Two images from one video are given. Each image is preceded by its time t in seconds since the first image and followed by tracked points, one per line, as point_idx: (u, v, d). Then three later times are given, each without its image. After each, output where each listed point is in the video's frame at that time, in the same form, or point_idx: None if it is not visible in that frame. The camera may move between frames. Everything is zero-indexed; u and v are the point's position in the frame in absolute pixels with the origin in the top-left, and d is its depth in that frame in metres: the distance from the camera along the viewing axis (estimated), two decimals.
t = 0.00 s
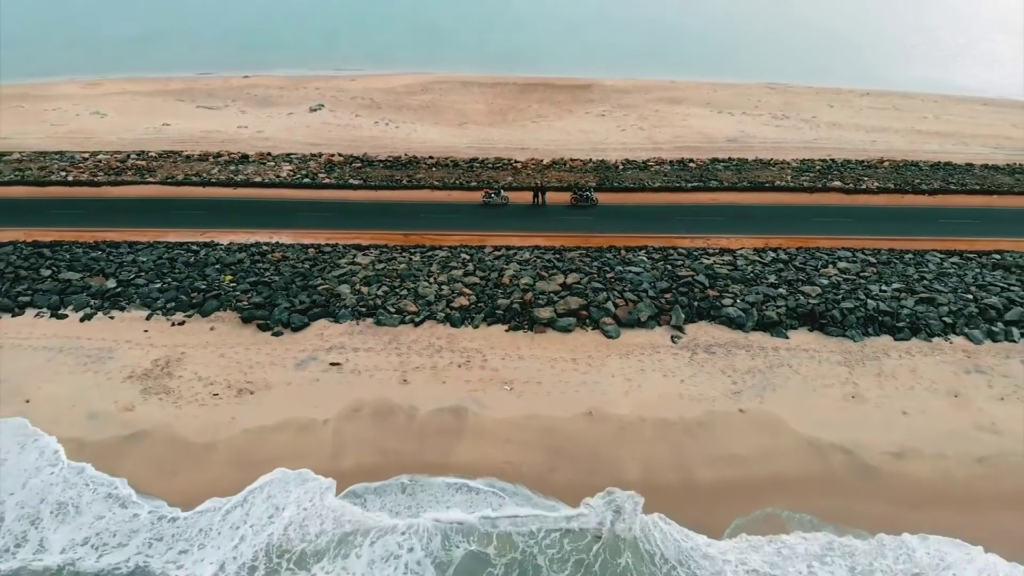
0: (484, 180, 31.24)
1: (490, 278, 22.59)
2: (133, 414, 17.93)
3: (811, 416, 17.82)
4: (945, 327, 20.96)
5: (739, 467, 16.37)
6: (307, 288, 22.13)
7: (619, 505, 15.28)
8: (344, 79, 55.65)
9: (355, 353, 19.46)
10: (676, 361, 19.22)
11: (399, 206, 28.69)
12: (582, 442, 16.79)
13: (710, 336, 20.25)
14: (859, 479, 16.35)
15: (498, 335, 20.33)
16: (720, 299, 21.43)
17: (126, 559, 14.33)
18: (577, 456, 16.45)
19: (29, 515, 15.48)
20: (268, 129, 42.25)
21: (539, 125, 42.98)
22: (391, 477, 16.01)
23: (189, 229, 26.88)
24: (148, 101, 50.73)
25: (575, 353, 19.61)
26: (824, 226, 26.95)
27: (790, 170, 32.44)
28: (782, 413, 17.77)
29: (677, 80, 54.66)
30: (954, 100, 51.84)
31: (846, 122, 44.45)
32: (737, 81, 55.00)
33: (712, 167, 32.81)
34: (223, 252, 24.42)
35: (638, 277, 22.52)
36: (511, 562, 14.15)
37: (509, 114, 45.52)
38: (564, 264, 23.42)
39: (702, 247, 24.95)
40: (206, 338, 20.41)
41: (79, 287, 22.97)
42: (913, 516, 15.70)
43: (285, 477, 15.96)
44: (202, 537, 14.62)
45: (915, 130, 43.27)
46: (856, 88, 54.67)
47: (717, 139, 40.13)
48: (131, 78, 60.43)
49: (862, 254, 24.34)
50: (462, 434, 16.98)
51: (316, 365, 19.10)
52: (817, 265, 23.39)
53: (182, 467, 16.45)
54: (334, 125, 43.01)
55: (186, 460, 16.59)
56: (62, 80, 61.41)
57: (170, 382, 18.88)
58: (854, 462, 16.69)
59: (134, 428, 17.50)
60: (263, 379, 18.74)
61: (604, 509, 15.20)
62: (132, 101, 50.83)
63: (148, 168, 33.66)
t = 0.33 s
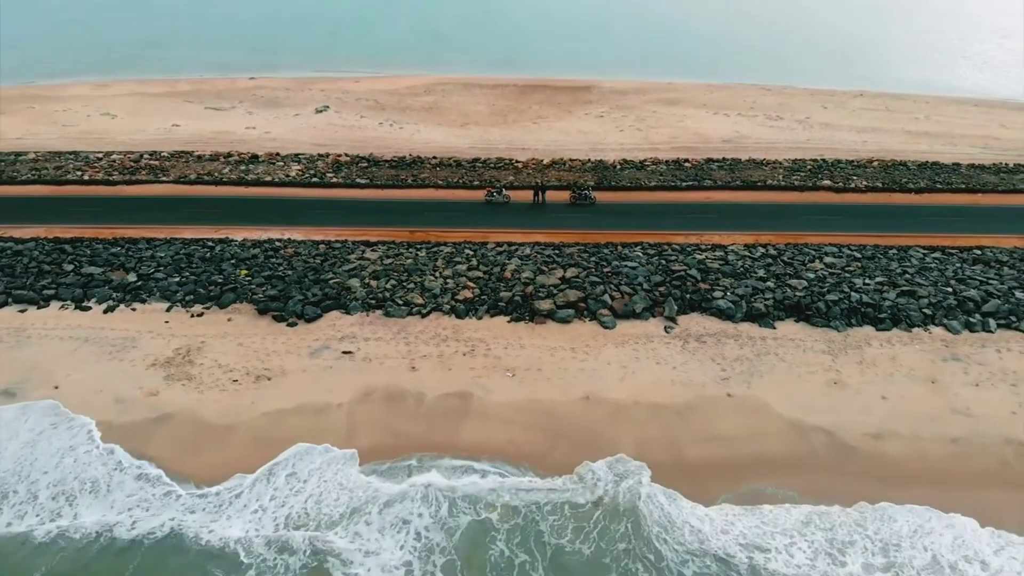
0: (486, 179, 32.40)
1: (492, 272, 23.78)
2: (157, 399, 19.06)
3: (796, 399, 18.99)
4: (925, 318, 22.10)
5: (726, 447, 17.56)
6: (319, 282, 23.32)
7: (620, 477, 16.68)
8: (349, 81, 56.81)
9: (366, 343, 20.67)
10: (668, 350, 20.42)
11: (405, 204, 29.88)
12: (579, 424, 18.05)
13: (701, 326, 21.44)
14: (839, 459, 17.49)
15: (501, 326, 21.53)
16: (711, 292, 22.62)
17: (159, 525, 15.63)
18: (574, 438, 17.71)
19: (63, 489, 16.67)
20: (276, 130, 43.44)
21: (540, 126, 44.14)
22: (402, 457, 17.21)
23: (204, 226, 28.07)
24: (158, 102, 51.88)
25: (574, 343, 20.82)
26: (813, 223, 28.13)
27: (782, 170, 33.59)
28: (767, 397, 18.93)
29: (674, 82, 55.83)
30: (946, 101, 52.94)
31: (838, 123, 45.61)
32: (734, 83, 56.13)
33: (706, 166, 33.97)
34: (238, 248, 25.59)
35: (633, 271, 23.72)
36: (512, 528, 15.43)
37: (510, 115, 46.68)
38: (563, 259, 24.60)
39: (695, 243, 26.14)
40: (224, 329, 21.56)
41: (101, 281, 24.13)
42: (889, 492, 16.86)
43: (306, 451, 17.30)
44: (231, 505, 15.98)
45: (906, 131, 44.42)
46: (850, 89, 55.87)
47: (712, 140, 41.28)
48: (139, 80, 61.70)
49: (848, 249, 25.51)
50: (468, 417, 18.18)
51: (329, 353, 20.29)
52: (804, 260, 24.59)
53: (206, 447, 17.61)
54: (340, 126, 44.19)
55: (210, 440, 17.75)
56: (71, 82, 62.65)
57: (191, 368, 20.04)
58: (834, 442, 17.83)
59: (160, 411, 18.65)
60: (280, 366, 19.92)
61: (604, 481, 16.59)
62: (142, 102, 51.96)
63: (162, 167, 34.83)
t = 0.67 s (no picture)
0: (488, 178, 33.53)
1: (495, 267, 24.96)
2: (179, 384, 20.19)
3: (782, 385, 20.15)
4: (906, 310, 23.26)
5: (715, 429, 18.74)
6: (330, 276, 24.50)
7: (620, 454, 18.05)
8: (352, 82, 57.90)
9: (376, 333, 21.89)
10: (661, 340, 21.62)
11: (410, 202, 31.04)
12: (577, 409, 19.27)
13: (693, 317, 22.63)
14: (821, 440, 18.64)
15: (503, 317, 22.72)
16: (702, 285, 23.80)
17: (189, 498, 17.06)
18: (573, 421, 18.94)
19: (92, 472, 17.82)
20: (282, 131, 44.57)
21: (540, 126, 45.26)
22: (413, 439, 18.49)
23: (218, 223, 29.23)
24: (166, 103, 52.94)
25: (572, 333, 22.01)
26: (802, 221, 29.31)
27: (775, 169, 34.72)
28: (755, 383, 20.10)
29: (672, 83, 56.94)
30: (938, 102, 54.02)
31: (831, 124, 46.75)
32: (730, 83, 57.20)
33: (701, 166, 35.10)
34: (252, 244, 26.76)
35: (629, 266, 24.89)
36: (515, 501, 16.88)
37: (511, 116, 47.81)
38: (562, 254, 25.78)
39: (689, 240, 27.32)
40: (240, 320, 22.72)
41: (121, 275, 25.27)
42: (867, 471, 18.05)
43: (325, 431, 18.65)
44: (257, 481, 17.42)
45: (898, 132, 45.56)
46: (844, 91, 57.03)
47: (708, 140, 42.38)
48: (146, 81, 62.82)
49: (835, 246, 26.70)
50: (473, 402, 19.40)
51: (341, 343, 21.49)
52: (792, 256, 25.79)
53: (227, 429, 18.77)
54: (345, 127, 45.32)
55: (230, 422, 18.91)
56: (79, 83, 63.75)
57: (210, 356, 21.19)
58: (818, 426, 18.94)
59: (181, 396, 19.77)
60: (295, 354, 21.10)
61: (605, 459, 17.98)
62: (150, 104, 53.02)
63: (173, 167, 35.95)
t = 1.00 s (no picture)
0: (490, 177, 34.67)
1: (497, 262, 26.15)
2: (198, 372, 21.35)
3: (770, 373, 21.30)
4: (890, 303, 24.42)
5: (705, 414, 19.91)
6: (340, 271, 25.68)
7: (620, 436, 19.21)
8: (356, 83, 59.03)
9: (385, 325, 23.08)
10: (655, 331, 22.81)
11: (415, 200, 32.21)
12: (575, 395, 20.45)
13: (685, 310, 23.82)
14: (806, 424, 19.80)
15: (505, 310, 23.90)
16: (695, 280, 24.98)
17: (214, 476, 18.25)
18: (571, 407, 20.12)
19: (117, 457, 18.89)
20: (289, 132, 45.73)
21: (540, 127, 46.44)
22: (421, 422, 19.66)
23: (230, 221, 30.39)
24: (174, 104, 54.14)
25: (571, 324, 23.19)
26: (793, 219, 30.50)
27: (767, 169, 35.88)
28: (744, 371, 21.28)
29: (669, 85, 58.08)
30: (929, 103, 55.16)
31: (824, 124, 47.94)
32: (727, 85, 58.37)
33: (697, 166, 36.25)
34: (264, 240, 27.92)
35: (625, 261, 26.06)
36: (518, 479, 18.05)
37: (512, 117, 48.96)
38: (562, 250, 26.96)
39: (683, 237, 28.50)
40: (255, 312, 23.89)
41: (140, 271, 26.41)
42: (848, 454, 19.17)
43: (339, 415, 19.84)
44: (275, 461, 18.59)
45: (889, 132, 46.73)
46: (838, 92, 58.19)
47: (704, 141, 43.53)
48: (153, 83, 63.93)
49: (823, 242, 27.88)
50: (477, 388, 20.59)
51: (352, 334, 22.67)
52: (781, 252, 26.97)
53: (246, 413, 19.92)
54: (350, 128, 46.48)
55: (248, 408, 20.04)
56: (87, 84, 64.91)
57: (228, 346, 22.35)
58: (802, 410, 20.12)
59: (201, 383, 20.89)
60: (308, 344, 22.26)
61: (606, 440, 19.15)
62: (158, 105, 54.19)
63: (185, 167, 37.09)
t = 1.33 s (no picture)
0: (492, 177, 35.80)
1: (500, 258, 27.29)
2: (216, 361, 22.47)
3: (759, 363, 22.43)
4: (875, 297, 25.55)
5: (696, 401, 21.06)
6: (349, 267, 26.83)
7: (618, 423, 20.34)
8: (360, 85, 60.19)
9: (393, 318, 24.23)
10: (650, 323, 23.97)
11: (420, 199, 33.34)
12: (574, 384, 21.60)
13: (679, 304, 24.97)
14: (792, 410, 20.93)
15: (507, 303, 25.03)
16: (689, 275, 26.13)
17: (235, 461, 19.35)
18: (570, 395, 21.25)
19: (138, 446, 19.89)
20: (295, 133, 46.85)
21: (540, 128, 47.58)
22: (429, 408, 20.78)
23: (242, 220, 31.53)
24: (181, 105, 55.27)
25: (570, 317, 24.33)
26: (784, 217, 31.64)
27: (761, 169, 37.01)
28: (734, 361, 22.42)
29: (667, 86, 59.21)
30: (922, 104, 56.30)
31: (818, 125, 49.08)
32: (723, 87, 59.51)
33: (692, 166, 37.38)
34: (275, 238, 29.06)
35: (622, 257, 27.21)
36: (520, 462, 19.14)
37: (513, 118, 50.07)
38: (561, 247, 28.11)
39: (678, 234, 29.65)
40: (269, 306, 25.04)
41: (156, 266, 27.52)
42: (832, 439, 20.28)
43: (351, 403, 20.95)
44: (290, 446, 19.70)
45: (880, 133, 47.87)
46: (832, 93, 59.35)
47: (699, 142, 44.67)
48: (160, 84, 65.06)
49: (812, 240, 29.04)
50: (481, 377, 21.73)
51: (361, 326, 23.81)
52: (772, 249, 28.12)
53: (262, 400, 21.05)
54: (354, 129, 47.61)
55: (264, 395, 21.18)
56: (95, 86, 66.08)
57: (243, 337, 23.49)
58: (789, 397, 21.24)
59: (218, 372, 22.01)
60: (320, 335, 23.41)
61: (605, 426, 20.28)
62: (166, 106, 55.34)
63: (195, 167, 38.22)
